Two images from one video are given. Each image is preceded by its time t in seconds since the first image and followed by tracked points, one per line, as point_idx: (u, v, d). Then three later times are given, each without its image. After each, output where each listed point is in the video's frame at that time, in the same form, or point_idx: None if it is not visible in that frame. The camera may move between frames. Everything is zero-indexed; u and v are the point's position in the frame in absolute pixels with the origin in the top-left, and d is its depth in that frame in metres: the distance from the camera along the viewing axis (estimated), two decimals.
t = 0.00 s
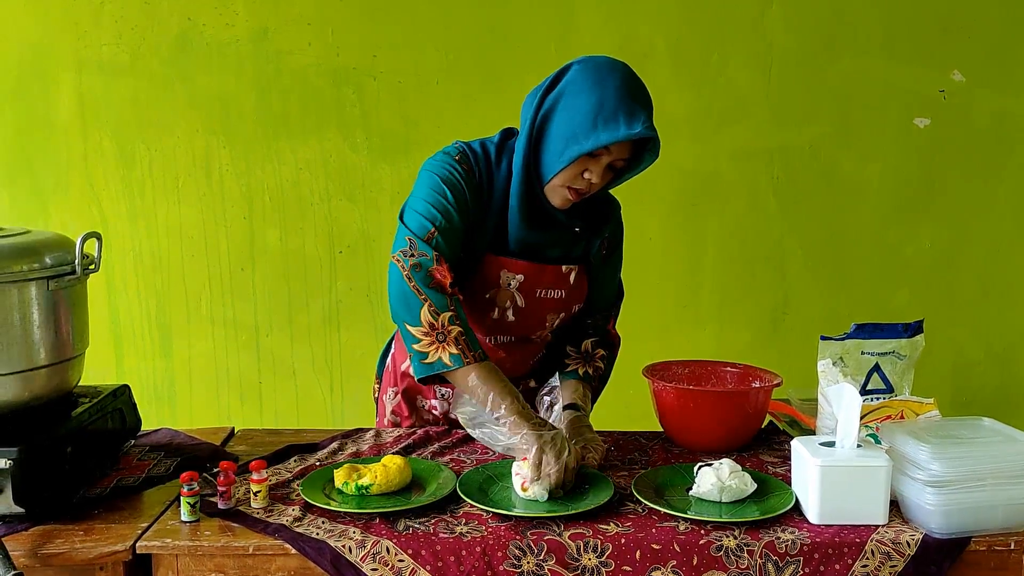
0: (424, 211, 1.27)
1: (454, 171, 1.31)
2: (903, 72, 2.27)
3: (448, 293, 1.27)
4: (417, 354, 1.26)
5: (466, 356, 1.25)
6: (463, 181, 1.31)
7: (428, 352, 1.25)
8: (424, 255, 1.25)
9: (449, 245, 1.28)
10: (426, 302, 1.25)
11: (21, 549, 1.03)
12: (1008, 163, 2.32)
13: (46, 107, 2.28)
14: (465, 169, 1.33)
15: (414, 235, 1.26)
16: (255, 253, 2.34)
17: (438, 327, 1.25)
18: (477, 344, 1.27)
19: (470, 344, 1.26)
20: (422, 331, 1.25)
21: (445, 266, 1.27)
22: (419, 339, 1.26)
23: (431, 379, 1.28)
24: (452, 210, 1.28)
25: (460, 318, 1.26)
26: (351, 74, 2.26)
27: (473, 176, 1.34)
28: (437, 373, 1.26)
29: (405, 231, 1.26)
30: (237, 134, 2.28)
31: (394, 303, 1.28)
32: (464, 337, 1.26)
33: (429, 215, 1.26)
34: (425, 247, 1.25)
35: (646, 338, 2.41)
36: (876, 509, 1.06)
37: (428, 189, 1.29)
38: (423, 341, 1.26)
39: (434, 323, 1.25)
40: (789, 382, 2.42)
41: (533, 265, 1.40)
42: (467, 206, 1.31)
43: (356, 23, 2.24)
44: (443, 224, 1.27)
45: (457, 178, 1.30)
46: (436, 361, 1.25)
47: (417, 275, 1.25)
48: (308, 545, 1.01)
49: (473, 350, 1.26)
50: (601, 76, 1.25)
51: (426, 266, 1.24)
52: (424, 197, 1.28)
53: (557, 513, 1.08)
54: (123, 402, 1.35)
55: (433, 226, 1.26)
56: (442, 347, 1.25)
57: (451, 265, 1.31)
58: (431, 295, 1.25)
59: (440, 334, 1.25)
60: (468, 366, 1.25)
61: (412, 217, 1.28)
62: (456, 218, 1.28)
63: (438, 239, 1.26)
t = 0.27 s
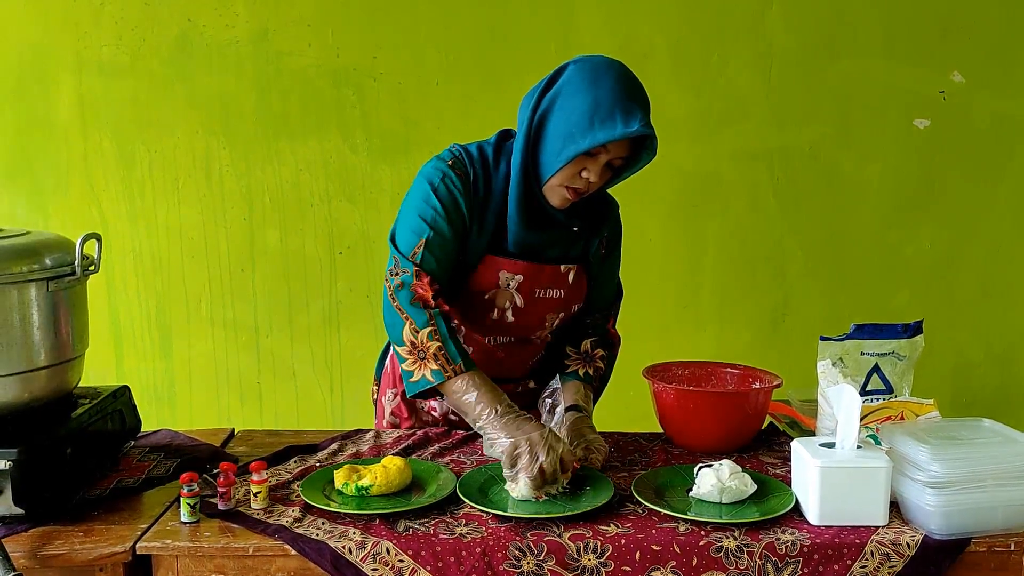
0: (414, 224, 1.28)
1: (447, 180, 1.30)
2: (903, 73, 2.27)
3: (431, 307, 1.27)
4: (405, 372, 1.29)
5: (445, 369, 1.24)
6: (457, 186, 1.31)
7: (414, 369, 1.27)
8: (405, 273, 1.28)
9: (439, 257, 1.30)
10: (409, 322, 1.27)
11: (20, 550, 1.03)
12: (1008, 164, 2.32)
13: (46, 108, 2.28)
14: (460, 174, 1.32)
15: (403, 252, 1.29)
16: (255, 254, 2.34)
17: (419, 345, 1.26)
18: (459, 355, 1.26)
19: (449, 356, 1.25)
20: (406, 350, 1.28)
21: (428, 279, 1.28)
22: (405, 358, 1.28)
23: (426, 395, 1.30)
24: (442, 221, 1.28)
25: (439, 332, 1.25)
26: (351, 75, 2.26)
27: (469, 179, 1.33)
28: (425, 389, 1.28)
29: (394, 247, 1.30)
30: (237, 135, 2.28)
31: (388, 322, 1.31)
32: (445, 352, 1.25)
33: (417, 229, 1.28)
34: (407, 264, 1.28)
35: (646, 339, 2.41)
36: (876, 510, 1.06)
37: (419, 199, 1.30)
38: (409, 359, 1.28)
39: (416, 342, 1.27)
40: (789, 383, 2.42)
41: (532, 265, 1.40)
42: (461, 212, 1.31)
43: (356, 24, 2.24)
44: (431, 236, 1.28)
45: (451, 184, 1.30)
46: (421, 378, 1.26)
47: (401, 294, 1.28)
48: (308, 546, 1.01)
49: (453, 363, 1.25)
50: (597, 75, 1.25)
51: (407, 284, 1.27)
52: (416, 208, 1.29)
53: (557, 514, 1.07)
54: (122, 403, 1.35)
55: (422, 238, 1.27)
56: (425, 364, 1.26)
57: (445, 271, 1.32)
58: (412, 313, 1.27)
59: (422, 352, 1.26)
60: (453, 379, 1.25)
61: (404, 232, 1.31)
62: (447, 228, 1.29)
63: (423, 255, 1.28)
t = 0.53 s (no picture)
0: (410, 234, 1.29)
1: (446, 183, 1.30)
2: (902, 74, 2.27)
3: (419, 317, 1.28)
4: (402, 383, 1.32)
5: (433, 378, 1.27)
6: (455, 192, 1.30)
7: (408, 380, 1.31)
8: (395, 285, 1.29)
9: (434, 268, 1.29)
10: (400, 333, 1.30)
11: (18, 552, 1.02)
12: (1007, 165, 2.32)
13: (45, 110, 2.28)
14: (458, 179, 1.32)
15: (398, 264, 1.30)
16: (254, 256, 2.34)
17: (409, 357, 1.29)
18: (445, 361, 1.27)
19: (434, 365, 1.26)
20: (400, 361, 1.31)
21: (419, 292, 1.28)
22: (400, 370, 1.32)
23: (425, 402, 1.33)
24: (439, 230, 1.28)
25: (425, 341, 1.27)
26: (350, 77, 2.26)
27: (467, 184, 1.33)
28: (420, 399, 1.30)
29: (390, 260, 1.31)
30: (236, 137, 2.28)
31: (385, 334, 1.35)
32: (430, 360, 1.27)
33: (412, 240, 1.29)
34: (397, 277, 1.29)
35: (646, 340, 2.41)
36: (876, 511, 1.06)
37: (416, 208, 1.30)
38: (403, 371, 1.31)
39: (406, 354, 1.30)
40: (789, 384, 2.42)
41: (533, 267, 1.40)
42: (459, 219, 1.31)
43: (356, 26, 2.24)
44: (427, 247, 1.28)
45: (450, 190, 1.30)
46: (414, 389, 1.29)
47: (393, 308, 1.30)
48: (307, 547, 1.00)
49: (438, 370, 1.26)
50: (599, 78, 1.25)
51: (396, 297, 1.29)
52: (414, 217, 1.30)
53: (556, 516, 1.07)
54: (122, 405, 1.35)
55: (417, 250, 1.28)
56: (415, 374, 1.29)
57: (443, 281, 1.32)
58: (403, 325, 1.29)
59: (411, 362, 1.29)
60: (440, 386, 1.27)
61: (400, 243, 1.31)
62: (443, 237, 1.29)
63: (417, 266, 1.28)
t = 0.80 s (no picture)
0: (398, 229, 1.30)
1: (442, 182, 1.31)
2: (901, 76, 2.27)
3: (397, 310, 1.29)
4: (372, 373, 1.31)
5: (410, 373, 1.27)
6: (452, 191, 1.31)
7: (380, 371, 1.30)
8: (377, 278, 1.30)
9: (418, 264, 1.30)
10: (376, 325, 1.29)
11: (17, 556, 1.02)
12: (1006, 167, 2.32)
13: (45, 112, 2.28)
14: (455, 179, 1.32)
15: (383, 256, 1.31)
16: (253, 258, 2.34)
17: (385, 349, 1.29)
18: (423, 359, 1.28)
19: (414, 361, 1.28)
20: (373, 351, 1.30)
21: (401, 288, 1.30)
22: (372, 360, 1.31)
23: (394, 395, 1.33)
24: (428, 227, 1.29)
25: (404, 337, 1.27)
26: (350, 79, 2.26)
27: (465, 184, 1.33)
28: (390, 391, 1.31)
29: (375, 252, 1.31)
30: (236, 139, 2.28)
31: (356, 320, 1.34)
32: (409, 356, 1.28)
33: (400, 234, 1.29)
34: (380, 270, 1.30)
35: (645, 342, 2.41)
36: (875, 513, 1.06)
37: (409, 204, 1.31)
38: (376, 361, 1.31)
39: (382, 346, 1.29)
40: (789, 386, 2.42)
41: (532, 269, 1.40)
42: (451, 218, 1.32)
43: (356, 28, 2.24)
44: (412, 244, 1.29)
45: (446, 188, 1.31)
46: (386, 380, 1.29)
47: (370, 298, 1.30)
48: (306, 550, 1.00)
49: (417, 367, 1.28)
50: (599, 81, 1.25)
51: (376, 289, 1.29)
52: (405, 212, 1.31)
53: (555, 518, 1.07)
54: (120, 407, 1.35)
55: (403, 245, 1.29)
56: (390, 366, 1.29)
57: (423, 277, 1.33)
58: (379, 317, 1.29)
59: (388, 355, 1.29)
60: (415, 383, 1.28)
61: (387, 236, 1.32)
62: (431, 235, 1.30)
63: (401, 261, 1.29)
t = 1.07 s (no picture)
0: (395, 231, 1.30)
1: (442, 186, 1.31)
2: (900, 79, 2.28)
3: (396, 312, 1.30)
4: (372, 375, 1.32)
5: (412, 375, 1.29)
6: (452, 195, 1.32)
7: (380, 373, 1.31)
8: (375, 280, 1.29)
9: (413, 269, 1.31)
10: (375, 327, 1.29)
11: (16, 559, 1.02)
12: (1006, 169, 2.32)
13: (45, 115, 2.29)
14: (455, 183, 1.33)
15: (380, 258, 1.30)
16: (253, 261, 2.34)
17: (385, 351, 1.30)
18: (425, 361, 1.31)
19: (416, 361, 1.30)
20: (373, 354, 1.31)
21: (397, 291, 1.30)
22: (371, 361, 1.31)
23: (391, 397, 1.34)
24: (426, 231, 1.29)
25: (406, 339, 1.29)
26: (349, 82, 2.26)
27: (465, 188, 1.34)
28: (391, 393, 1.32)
29: (372, 253, 1.31)
30: (235, 142, 2.29)
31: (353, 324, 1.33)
32: (412, 358, 1.30)
33: (399, 236, 1.29)
34: (378, 272, 1.29)
35: (645, 345, 2.41)
36: (875, 516, 1.06)
37: (409, 205, 1.31)
38: (376, 363, 1.31)
39: (382, 348, 1.30)
40: (789, 389, 2.42)
41: (532, 277, 1.40)
42: (449, 221, 1.32)
43: (355, 31, 2.24)
44: (411, 246, 1.29)
45: (445, 192, 1.31)
46: (388, 382, 1.30)
47: (367, 301, 1.29)
48: (305, 554, 1.00)
49: (419, 368, 1.30)
50: (599, 88, 1.25)
51: (374, 292, 1.28)
52: (404, 213, 1.30)
53: (555, 522, 1.07)
54: (120, 411, 1.35)
55: (402, 246, 1.29)
56: (391, 369, 1.30)
57: (419, 279, 1.33)
58: (378, 319, 1.29)
59: (388, 357, 1.30)
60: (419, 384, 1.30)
61: (384, 238, 1.31)
62: (428, 240, 1.30)
63: (399, 264, 1.29)
